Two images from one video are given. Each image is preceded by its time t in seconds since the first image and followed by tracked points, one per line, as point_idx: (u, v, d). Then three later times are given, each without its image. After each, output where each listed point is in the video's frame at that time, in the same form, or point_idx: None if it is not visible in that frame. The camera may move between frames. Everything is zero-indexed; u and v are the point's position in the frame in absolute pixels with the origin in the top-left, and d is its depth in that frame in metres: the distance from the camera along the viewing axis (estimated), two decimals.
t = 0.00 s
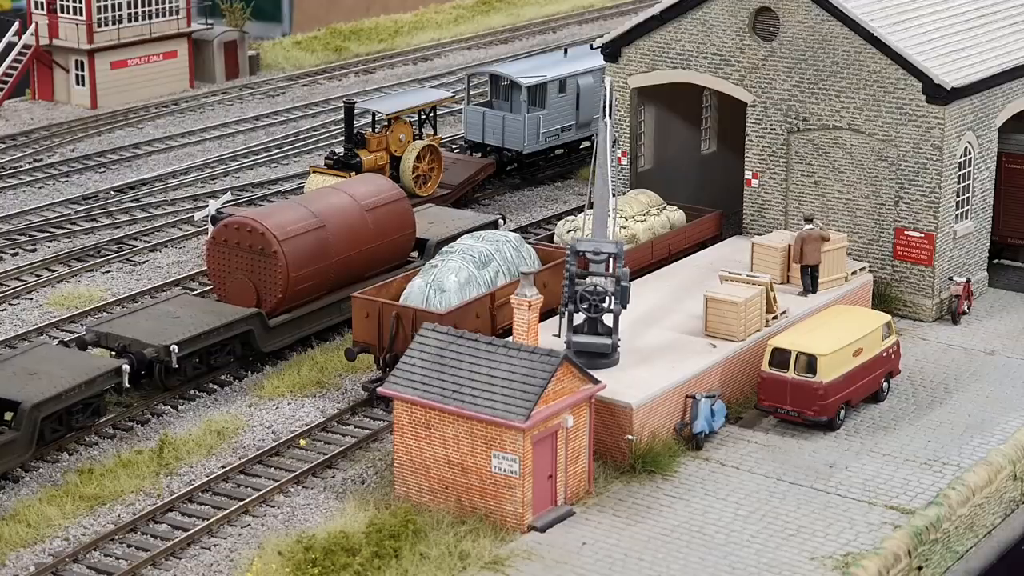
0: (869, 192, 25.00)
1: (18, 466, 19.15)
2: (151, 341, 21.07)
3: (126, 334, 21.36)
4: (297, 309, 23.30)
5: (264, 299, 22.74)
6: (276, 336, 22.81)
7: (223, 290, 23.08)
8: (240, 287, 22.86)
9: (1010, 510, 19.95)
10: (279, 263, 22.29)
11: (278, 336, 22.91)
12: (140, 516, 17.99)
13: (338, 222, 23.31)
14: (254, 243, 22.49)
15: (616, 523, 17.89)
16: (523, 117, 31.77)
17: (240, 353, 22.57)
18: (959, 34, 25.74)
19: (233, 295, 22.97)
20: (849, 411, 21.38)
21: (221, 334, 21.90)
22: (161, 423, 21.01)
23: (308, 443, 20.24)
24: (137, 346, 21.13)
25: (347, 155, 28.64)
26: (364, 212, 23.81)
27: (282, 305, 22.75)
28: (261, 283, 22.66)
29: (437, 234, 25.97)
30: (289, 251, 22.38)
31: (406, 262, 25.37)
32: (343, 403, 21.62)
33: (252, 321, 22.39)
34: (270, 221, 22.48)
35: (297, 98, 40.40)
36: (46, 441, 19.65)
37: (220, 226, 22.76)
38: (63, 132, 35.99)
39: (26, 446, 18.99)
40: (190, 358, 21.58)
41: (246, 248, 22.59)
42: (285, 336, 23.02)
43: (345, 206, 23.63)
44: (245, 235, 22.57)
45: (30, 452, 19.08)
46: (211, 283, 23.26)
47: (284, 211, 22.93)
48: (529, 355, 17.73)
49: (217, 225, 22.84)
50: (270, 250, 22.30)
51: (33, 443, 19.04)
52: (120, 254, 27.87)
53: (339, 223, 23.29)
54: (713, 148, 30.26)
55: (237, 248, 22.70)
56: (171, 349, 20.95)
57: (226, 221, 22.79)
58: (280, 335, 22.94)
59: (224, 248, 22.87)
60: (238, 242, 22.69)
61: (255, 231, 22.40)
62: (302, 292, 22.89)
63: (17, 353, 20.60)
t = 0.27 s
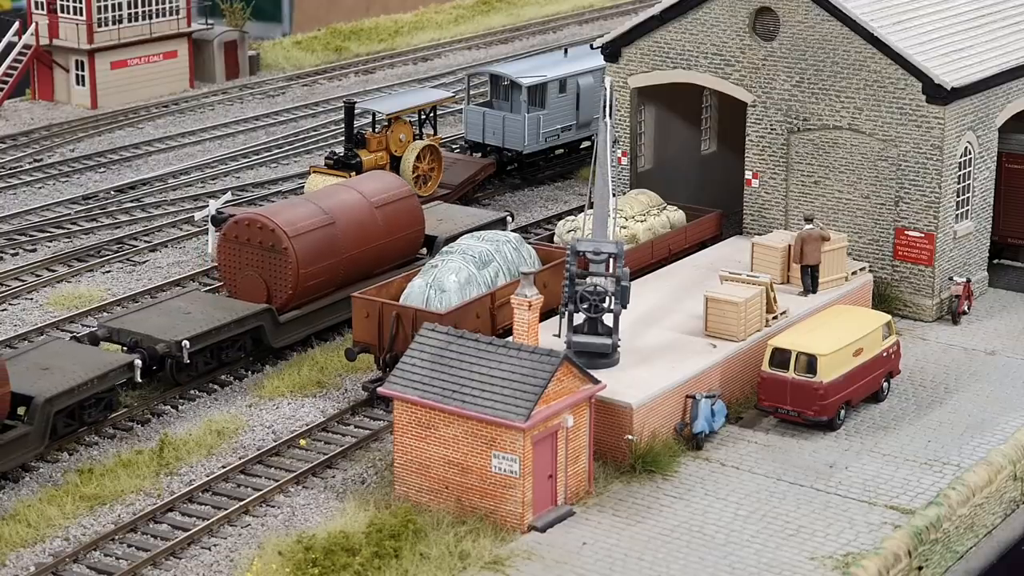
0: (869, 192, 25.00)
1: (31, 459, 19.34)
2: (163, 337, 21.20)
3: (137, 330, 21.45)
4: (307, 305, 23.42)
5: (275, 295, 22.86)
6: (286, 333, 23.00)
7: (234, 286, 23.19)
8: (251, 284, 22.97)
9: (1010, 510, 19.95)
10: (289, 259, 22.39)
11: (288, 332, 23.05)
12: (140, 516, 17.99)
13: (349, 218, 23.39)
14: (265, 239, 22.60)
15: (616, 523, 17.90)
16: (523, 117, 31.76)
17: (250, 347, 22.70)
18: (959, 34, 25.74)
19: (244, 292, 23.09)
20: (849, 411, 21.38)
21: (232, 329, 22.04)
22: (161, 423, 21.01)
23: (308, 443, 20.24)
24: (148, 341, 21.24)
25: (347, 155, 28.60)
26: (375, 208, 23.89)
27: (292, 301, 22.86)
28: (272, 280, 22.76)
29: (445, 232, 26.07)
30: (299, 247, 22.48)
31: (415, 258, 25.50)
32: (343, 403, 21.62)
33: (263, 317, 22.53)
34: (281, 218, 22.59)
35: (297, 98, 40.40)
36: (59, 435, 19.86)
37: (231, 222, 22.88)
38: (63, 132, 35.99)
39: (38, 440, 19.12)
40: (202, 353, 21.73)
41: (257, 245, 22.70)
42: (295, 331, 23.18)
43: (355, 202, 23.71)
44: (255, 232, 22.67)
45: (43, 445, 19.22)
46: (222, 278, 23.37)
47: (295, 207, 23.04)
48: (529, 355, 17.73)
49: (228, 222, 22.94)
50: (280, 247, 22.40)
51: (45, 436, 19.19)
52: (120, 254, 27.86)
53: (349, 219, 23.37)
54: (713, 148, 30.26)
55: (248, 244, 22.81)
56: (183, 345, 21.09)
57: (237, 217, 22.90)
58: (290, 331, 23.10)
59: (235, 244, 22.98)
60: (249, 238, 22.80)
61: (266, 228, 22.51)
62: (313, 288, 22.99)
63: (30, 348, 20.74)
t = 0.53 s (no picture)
0: (869, 192, 24.99)
1: (47, 450, 19.63)
2: (176, 331, 21.43)
3: (151, 324, 21.69)
4: (318, 301, 23.64)
5: (287, 291, 23.08)
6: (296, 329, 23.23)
7: (246, 281, 23.40)
8: (263, 279, 23.20)
9: (1010, 510, 19.94)
10: (301, 255, 22.62)
11: (299, 327, 23.28)
12: (140, 516, 17.99)
13: (359, 215, 23.63)
14: (277, 235, 22.83)
15: (616, 523, 17.90)
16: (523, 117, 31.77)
17: (262, 342, 22.92)
18: (960, 34, 25.73)
19: (256, 287, 23.30)
20: (849, 411, 21.37)
21: (244, 325, 22.26)
22: (161, 423, 21.01)
23: (308, 443, 20.24)
24: (162, 336, 21.46)
25: (347, 155, 28.54)
26: (385, 204, 24.13)
27: (304, 297, 23.09)
28: (284, 275, 22.99)
29: (455, 228, 26.32)
30: (310, 243, 22.71)
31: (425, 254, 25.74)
32: (343, 404, 21.62)
33: (275, 312, 22.79)
34: (293, 214, 22.83)
35: (297, 98, 40.40)
36: (73, 428, 20.05)
37: (244, 219, 23.11)
38: (64, 132, 35.99)
39: (53, 432, 19.38)
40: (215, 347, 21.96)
41: (269, 240, 22.92)
42: (306, 327, 23.41)
43: (365, 199, 23.95)
44: (267, 228, 22.90)
45: (57, 438, 19.47)
46: (234, 274, 23.58)
47: (306, 204, 23.28)
48: (529, 355, 17.73)
49: (240, 217, 23.16)
50: (292, 242, 22.63)
51: (60, 429, 19.44)
52: (120, 254, 27.86)
53: (360, 215, 23.61)
54: (713, 148, 30.26)
55: (260, 240, 23.03)
56: (196, 339, 21.33)
57: (249, 213, 23.12)
58: (302, 327, 23.33)
59: (247, 240, 23.20)
60: (261, 234, 23.02)
61: (278, 223, 22.74)
62: (325, 283, 23.21)
63: (45, 342, 20.98)
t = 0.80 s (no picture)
0: (869, 192, 24.99)
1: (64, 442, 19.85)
2: (189, 327, 21.60)
3: (163, 320, 21.85)
4: (329, 298, 23.78)
5: (297, 287, 23.22)
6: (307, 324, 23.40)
7: (257, 278, 23.55)
8: (273, 276, 23.34)
9: (1010, 510, 19.94)
10: (312, 251, 22.78)
11: (310, 324, 23.46)
12: (140, 516, 17.99)
13: (369, 211, 23.81)
14: (288, 232, 22.98)
15: (616, 523, 17.90)
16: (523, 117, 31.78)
17: (274, 338, 23.11)
18: (960, 34, 25.74)
19: (266, 284, 23.44)
20: (849, 411, 21.37)
21: (256, 320, 22.43)
22: (162, 423, 21.01)
23: (308, 443, 20.24)
24: (174, 331, 21.63)
25: (347, 155, 28.51)
26: (394, 202, 24.33)
27: (315, 293, 23.24)
28: (294, 272, 23.14)
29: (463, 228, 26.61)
30: (322, 239, 22.88)
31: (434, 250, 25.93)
32: (343, 403, 21.62)
33: (286, 308, 22.93)
34: (303, 211, 22.99)
35: (297, 98, 40.41)
36: (86, 421, 20.30)
37: (254, 216, 23.27)
38: (64, 132, 35.99)
39: (66, 426, 19.58)
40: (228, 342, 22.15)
41: (280, 237, 23.08)
42: (316, 323, 23.59)
43: (376, 196, 24.14)
44: (279, 224, 23.07)
45: (71, 432, 19.68)
46: (245, 271, 23.72)
47: (317, 200, 23.45)
48: (529, 355, 17.73)
49: (252, 214, 23.32)
50: (303, 239, 22.79)
51: (74, 423, 19.65)
52: (120, 254, 27.87)
53: (370, 212, 23.79)
54: (713, 148, 30.26)
55: (271, 238, 23.19)
56: (208, 335, 21.51)
57: (260, 210, 23.28)
58: (312, 323, 23.51)
59: (258, 237, 23.35)
60: (272, 231, 23.18)
61: (289, 220, 22.90)
62: (336, 280, 23.35)
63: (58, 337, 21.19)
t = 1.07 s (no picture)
0: (869, 192, 24.99)
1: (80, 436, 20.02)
2: (201, 322, 21.76)
3: (175, 315, 22.02)
4: (339, 294, 23.97)
5: (308, 283, 23.42)
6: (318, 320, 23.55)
7: (268, 274, 23.75)
8: (284, 272, 23.54)
9: (1010, 510, 19.95)
10: (323, 247, 22.99)
11: (321, 319, 23.61)
12: (140, 516, 17.99)
13: (379, 208, 24.04)
14: (299, 228, 23.19)
15: (616, 523, 17.90)
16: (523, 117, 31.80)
17: (285, 333, 23.27)
18: (960, 34, 25.74)
19: (277, 280, 23.64)
20: (849, 411, 21.37)
21: (267, 315, 22.58)
22: (162, 423, 21.02)
23: (308, 443, 20.25)
24: (186, 326, 21.80)
25: (347, 155, 28.48)
26: (404, 199, 24.57)
27: (325, 289, 23.43)
28: (305, 267, 23.34)
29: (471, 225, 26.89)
30: (332, 235, 23.09)
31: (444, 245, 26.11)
32: (343, 403, 21.62)
33: (297, 303, 23.07)
34: (314, 207, 23.20)
35: (298, 98, 40.42)
36: (100, 415, 20.50)
37: (266, 212, 23.49)
38: (64, 132, 36.00)
39: (81, 420, 19.71)
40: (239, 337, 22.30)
41: (291, 234, 23.29)
42: (328, 319, 23.74)
43: (385, 193, 24.38)
44: (289, 221, 23.28)
45: (85, 426, 19.81)
46: (256, 267, 23.92)
47: (327, 197, 23.67)
48: (529, 355, 17.73)
49: (262, 211, 23.53)
50: (314, 235, 23.00)
51: (87, 418, 19.76)
52: (120, 254, 27.87)
53: (379, 209, 24.02)
54: (713, 148, 30.26)
55: (282, 234, 23.40)
56: (220, 331, 21.66)
57: (271, 207, 23.49)
58: (323, 318, 23.67)
59: (269, 233, 23.56)
60: (283, 228, 23.38)
61: (300, 217, 23.12)
62: (346, 276, 23.56)
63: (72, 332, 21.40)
